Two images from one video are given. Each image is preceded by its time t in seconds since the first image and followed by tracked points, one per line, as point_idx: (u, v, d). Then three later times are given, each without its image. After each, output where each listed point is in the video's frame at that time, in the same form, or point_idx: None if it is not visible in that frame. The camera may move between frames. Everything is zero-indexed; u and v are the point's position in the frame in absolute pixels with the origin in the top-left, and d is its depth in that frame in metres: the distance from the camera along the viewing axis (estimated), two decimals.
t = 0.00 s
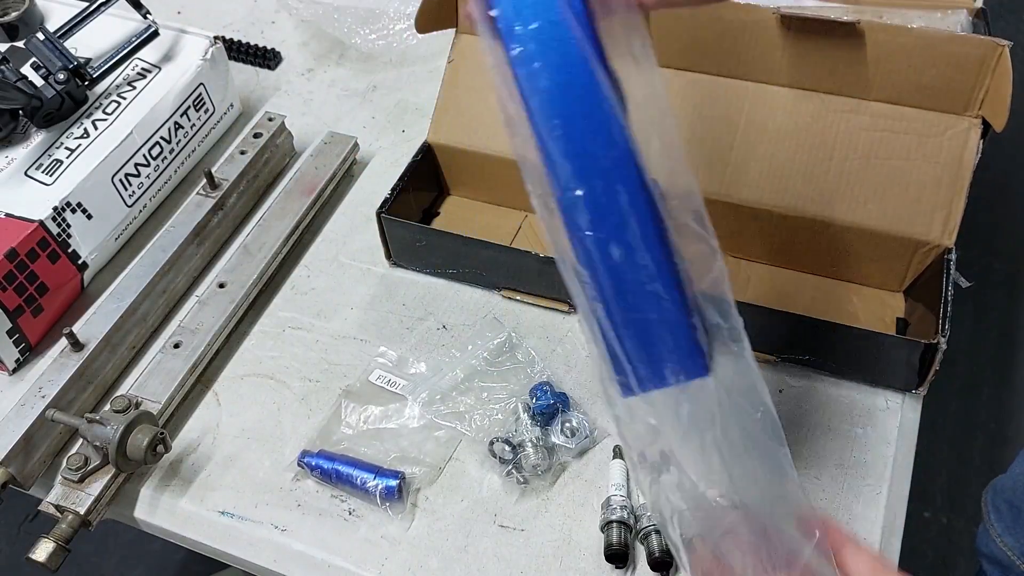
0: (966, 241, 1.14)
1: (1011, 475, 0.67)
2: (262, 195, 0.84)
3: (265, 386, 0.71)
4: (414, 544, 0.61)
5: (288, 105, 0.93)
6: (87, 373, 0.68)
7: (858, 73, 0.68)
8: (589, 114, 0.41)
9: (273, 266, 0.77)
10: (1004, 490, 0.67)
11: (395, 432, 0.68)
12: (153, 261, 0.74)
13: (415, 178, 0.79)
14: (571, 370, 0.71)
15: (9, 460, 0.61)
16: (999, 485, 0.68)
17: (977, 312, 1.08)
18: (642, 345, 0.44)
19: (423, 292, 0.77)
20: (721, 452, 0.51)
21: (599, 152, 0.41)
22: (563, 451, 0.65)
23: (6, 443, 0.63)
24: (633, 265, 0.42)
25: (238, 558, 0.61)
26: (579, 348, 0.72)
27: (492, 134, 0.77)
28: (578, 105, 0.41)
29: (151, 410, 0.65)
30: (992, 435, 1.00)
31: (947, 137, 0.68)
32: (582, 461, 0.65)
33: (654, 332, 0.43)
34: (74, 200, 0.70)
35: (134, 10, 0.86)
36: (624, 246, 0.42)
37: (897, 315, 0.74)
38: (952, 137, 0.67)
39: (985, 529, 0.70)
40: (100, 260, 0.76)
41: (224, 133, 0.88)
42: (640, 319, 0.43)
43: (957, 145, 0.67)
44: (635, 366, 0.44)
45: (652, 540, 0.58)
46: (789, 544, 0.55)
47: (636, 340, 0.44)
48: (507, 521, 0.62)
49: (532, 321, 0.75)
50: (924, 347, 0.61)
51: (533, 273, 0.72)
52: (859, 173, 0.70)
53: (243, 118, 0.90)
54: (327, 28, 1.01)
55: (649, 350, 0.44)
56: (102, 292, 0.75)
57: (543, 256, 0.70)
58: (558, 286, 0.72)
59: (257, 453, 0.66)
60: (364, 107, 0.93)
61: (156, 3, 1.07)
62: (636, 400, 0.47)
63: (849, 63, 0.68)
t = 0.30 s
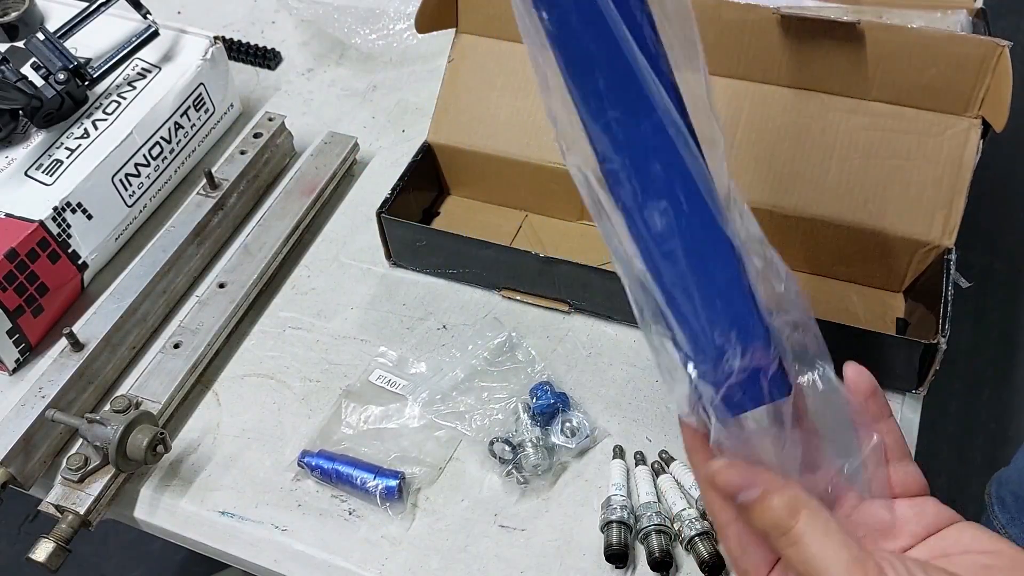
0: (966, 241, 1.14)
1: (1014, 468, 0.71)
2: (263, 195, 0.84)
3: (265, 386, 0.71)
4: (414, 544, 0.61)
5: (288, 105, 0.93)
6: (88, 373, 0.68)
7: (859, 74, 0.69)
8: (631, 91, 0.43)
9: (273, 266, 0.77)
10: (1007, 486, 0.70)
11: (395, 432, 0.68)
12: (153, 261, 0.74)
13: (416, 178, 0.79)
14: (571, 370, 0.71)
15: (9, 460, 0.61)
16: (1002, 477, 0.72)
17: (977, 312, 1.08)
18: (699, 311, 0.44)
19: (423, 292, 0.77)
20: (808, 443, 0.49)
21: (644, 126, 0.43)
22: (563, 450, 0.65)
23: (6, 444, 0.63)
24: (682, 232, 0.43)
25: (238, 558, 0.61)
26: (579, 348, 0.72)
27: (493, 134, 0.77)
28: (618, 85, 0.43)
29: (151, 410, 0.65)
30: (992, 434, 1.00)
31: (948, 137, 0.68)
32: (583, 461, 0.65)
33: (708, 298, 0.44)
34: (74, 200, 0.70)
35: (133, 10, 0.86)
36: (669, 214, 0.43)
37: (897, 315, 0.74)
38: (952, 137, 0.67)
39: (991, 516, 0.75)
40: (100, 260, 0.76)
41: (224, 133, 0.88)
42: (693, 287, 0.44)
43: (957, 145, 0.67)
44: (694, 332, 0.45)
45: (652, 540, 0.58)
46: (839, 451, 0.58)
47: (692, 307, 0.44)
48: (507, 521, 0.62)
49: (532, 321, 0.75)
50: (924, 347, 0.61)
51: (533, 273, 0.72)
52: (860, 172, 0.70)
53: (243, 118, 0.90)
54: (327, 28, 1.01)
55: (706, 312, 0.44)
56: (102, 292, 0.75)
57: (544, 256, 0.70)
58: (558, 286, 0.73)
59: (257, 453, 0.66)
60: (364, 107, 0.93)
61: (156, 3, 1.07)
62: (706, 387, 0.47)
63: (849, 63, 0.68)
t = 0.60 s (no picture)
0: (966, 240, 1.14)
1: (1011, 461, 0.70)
2: (263, 195, 0.84)
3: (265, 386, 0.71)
4: (414, 544, 0.61)
5: (288, 105, 0.93)
6: (88, 373, 0.68)
7: (858, 75, 0.69)
8: (635, 22, 0.39)
9: (273, 266, 0.77)
10: (1004, 479, 0.70)
11: (395, 432, 0.68)
12: (153, 261, 0.74)
13: (416, 179, 0.79)
14: (571, 370, 0.71)
15: (9, 460, 0.61)
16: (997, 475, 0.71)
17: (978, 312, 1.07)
18: (731, 261, 0.42)
19: (423, 292, 0.77)
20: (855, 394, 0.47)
21: (657, 68, 0.40)
22: (563, 450, 0.65)
23: (6, 444, 0.63)
24: (701, 170, 0.41)
25: (238, 558, 0.61)
26: (578, 348, 0.72)
27: (493, 134, 0.77)
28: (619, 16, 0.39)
29: (151, 410, 0.65)
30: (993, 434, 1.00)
31: (948, 137, 0.68)
32: (583, 461, 0.65)
33: (736, 238, 0.41)
34: (74, 200, 0.70)
35: (133, 10, 0.86)
36: (689, 153, 0.40)
37: (897, 314, 0.75)
38: (952, 137, 0.67)
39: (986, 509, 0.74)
40: (100, 260, 0.76)
41: (224, 133, 0.88)
42: (724, 234, 0.41)
43: (956, 145, 0.67)
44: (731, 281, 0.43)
45: (652, 540, 0.58)
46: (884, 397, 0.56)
47: (724, 257, 0.42)
48: (507, 521, 0.62)
49: (532, 321, 0.75)
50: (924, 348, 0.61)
51: (533, 273, 0.72)
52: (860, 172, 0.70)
53: (242, 118, 0.90)
54: (327, 28, 1.01)
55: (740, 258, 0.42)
56: (102, 292, 0.75)
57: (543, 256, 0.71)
58: (558, 286, 0.73)
59: (257, 453, 0.66)
60: (364, 107, 0.93)
61: (156, 3, 1.07)
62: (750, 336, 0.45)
63: (849, 64, 0.68)
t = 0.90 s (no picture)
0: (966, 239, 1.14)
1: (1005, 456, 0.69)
2: (263, 195, 0.84)
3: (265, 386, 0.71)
4: (414, 544, 0.61)
5: (288, 105, 0.93)
6: (88, 373, 0.68)
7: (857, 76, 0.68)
8: None
9: (273, 266, 0.77)
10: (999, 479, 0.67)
11: (395, 432, 0.68)
12: (153, 261, 0.74)
13: (416, 179, 0.79)
14: (571, 370, 0.71)
15: (9, 460, 0.61)
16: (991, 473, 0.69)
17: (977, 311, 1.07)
18: (791, 236, 0.42)
19: (423, 292, 0.77)
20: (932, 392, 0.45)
21: (689, 31, 0.39)
22: (563, 450, 0.65)
23: (6, 444, 0.63)
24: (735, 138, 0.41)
25: (238, 558, 0.61)
26: (578, 348, 0.72)
27: (493, 134, 0.77)
28: None
29: (151, 411, 0.65)
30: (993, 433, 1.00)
31: (948, 136, 0.68)
32: (583, 461, 0.65)
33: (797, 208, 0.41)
34: (74, 200, 0.70)
35: (133, 10, 0.86)
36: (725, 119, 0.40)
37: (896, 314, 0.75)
38: (952, 136, 0.67)
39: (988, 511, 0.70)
40: (100, 260, 0.76)
41: (224, 133, 0.88)
42: (786, 210, 0.41)
43: (956, 144, 0.67)
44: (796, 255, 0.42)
45: (652, 540, 0.58)
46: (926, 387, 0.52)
47: (786, 231, 0.42)
48: (507, 521, 0.62)
49: (532, 321, 0.75)
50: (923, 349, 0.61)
51: (533, 272, 0.72)
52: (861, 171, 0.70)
53: (242, 118, 0.90)
54: (327, 28, 1.01)
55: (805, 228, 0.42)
56: (102, 292, 0.75)
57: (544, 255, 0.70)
58: (558, 286, 0.73)
59: (257, 453, 0.66)
60: (364, 107, 0.93)
61: (156, 3, 1.07)
62: (813, 322, 0.45)
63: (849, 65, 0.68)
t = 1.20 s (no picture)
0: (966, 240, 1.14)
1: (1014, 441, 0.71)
2: (263, 195, 0.84)
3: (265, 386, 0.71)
4: (414, 544, 0.61)
5: (288, 105, 0.93)
6: (87, 373, 0.68)
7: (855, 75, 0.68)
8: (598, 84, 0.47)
9: (273, 266, 0.77)
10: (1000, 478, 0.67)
11: (395, 432, 0.68)
12: (153, 261, 0.74)
13: (416, 179, 0.79)
14: (571, 370, 0.71)
15: (9, 459, 0.61)
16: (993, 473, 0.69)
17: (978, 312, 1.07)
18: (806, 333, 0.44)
19: (423, 292, 0.77)
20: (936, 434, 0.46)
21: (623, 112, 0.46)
22: (563, 450, 0.65)
23: (6, 444, 0.63)
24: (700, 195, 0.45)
25: (238, 558, 0.61)
26: (578, 348, 0.72)
27: (493, 134, 0.77)
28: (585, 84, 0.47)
29: (151, 410, 0.65)
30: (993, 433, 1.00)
31: (947, 138, 0.68)
32: (582, 461, 0.65)
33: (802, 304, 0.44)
34: (74, 199, 0.70)
35: (133, 10, 0.86)
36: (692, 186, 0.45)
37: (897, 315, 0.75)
38: (951, 137, 0.67)
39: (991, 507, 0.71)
40: (100, 260, 0.76)
41: (224, 133, 0.88)
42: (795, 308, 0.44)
43: (956, 145, 0.67)
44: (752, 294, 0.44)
45: (652, 540, 0.58)
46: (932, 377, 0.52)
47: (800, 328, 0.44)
48: (507, 522, 0.62)
49: (532, 321, 0.75)
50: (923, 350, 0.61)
51: (533, 272, 0.72)
52: (862, 173, 0.70)
53: (242, 118, 0.90)
54: (327, 28, 1.01)
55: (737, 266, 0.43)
56: (102, 292, 0.75)
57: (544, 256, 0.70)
58: (558, 286, 0.73)
59: (256, 453, 0.66)
60: (364, 107, 0.93)
61: (157, 3, 1.07)
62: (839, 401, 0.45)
63: (848, 66, 0.68)
